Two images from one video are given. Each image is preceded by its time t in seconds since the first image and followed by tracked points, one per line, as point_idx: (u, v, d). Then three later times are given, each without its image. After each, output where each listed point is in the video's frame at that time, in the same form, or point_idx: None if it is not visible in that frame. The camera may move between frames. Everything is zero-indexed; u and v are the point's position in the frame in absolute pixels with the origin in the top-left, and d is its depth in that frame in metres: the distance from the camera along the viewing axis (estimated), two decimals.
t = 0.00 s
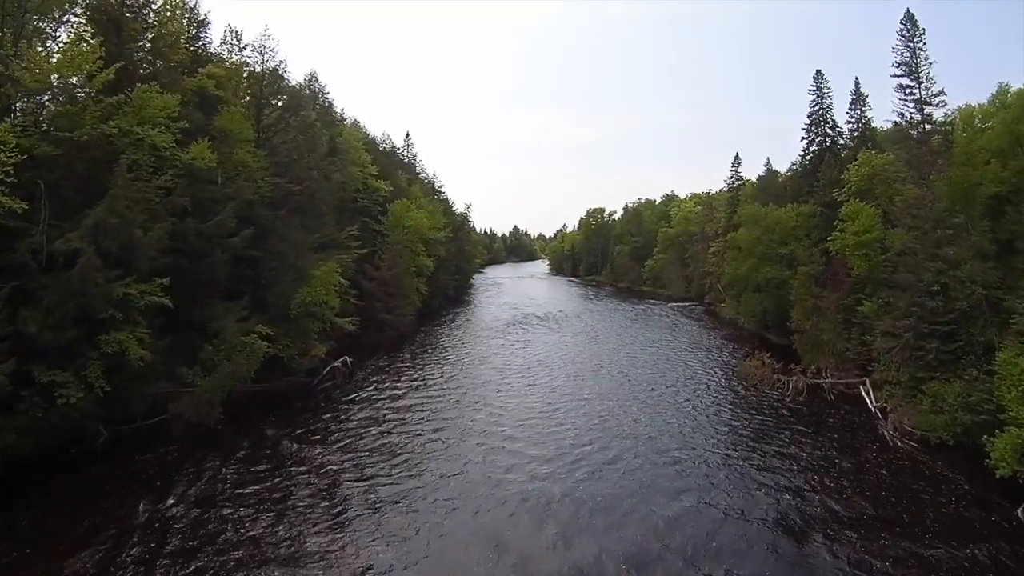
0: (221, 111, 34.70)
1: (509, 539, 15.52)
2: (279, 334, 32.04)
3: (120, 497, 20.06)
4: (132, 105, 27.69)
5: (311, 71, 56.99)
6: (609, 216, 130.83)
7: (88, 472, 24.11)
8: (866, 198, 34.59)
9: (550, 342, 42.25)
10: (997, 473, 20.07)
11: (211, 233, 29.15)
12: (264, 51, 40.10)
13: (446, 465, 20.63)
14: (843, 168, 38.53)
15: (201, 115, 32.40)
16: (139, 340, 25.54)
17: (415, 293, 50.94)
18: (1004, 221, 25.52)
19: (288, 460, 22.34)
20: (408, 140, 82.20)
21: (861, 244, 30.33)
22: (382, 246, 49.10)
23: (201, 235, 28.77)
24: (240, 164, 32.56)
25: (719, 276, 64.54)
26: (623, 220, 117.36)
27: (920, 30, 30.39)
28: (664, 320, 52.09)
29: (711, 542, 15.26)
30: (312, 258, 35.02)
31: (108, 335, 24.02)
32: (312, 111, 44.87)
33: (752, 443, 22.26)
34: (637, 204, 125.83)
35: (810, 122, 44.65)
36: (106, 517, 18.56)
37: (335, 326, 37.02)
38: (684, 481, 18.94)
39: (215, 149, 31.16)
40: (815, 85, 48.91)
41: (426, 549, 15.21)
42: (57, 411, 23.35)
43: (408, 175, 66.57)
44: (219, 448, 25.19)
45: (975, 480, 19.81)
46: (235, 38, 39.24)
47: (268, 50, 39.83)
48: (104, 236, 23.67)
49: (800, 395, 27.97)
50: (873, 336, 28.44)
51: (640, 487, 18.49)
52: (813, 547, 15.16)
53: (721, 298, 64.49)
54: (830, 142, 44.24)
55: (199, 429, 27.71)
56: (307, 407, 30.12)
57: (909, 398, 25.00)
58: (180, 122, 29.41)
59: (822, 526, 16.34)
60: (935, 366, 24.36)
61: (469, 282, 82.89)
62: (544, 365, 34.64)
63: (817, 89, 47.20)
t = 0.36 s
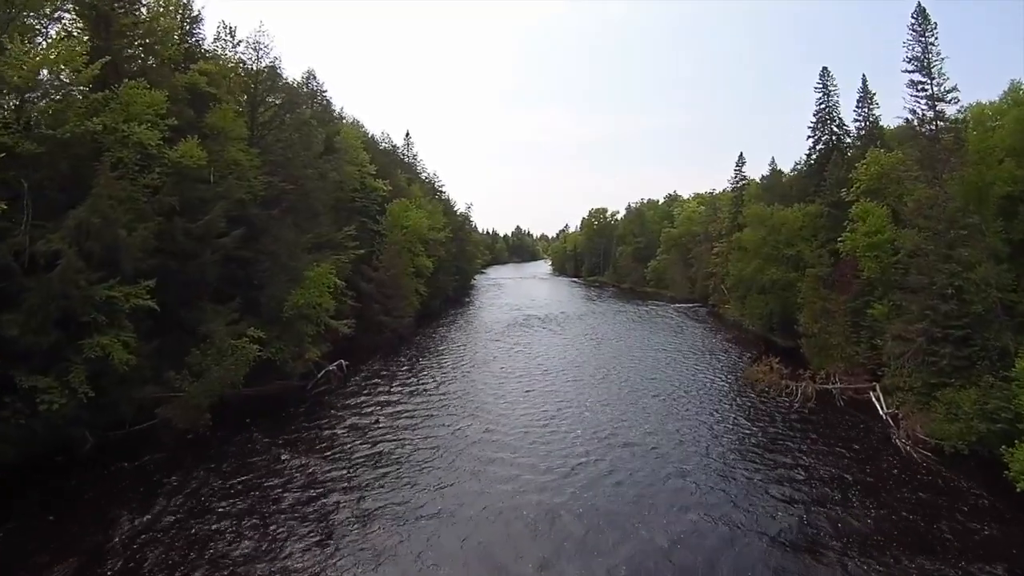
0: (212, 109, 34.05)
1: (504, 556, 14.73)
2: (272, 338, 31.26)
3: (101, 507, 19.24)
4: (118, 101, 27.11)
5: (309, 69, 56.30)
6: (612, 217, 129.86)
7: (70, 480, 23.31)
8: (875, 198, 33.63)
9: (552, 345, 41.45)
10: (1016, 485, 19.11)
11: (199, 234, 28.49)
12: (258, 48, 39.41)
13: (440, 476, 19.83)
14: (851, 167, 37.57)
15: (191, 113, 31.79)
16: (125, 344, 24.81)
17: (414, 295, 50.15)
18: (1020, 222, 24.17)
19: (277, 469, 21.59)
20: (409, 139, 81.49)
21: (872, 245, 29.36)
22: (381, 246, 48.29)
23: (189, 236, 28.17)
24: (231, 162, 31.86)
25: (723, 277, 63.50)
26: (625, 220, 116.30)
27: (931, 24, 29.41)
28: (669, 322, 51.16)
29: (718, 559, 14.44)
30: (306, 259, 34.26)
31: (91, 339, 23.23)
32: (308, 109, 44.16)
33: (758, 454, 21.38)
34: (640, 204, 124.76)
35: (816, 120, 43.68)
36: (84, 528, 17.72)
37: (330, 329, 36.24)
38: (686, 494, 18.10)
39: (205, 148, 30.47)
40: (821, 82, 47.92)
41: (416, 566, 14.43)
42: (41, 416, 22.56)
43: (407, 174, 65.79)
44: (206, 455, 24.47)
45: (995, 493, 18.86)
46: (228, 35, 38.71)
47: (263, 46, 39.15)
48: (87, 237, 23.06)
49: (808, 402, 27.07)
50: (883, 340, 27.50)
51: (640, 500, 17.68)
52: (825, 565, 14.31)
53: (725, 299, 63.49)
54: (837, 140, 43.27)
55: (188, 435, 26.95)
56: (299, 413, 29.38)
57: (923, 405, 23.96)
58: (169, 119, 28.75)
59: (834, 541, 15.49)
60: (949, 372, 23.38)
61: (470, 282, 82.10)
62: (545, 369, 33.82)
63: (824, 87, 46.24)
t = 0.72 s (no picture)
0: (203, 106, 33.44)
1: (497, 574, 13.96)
2: (263, 341, 30.54)
3: (79, 517, 18.51)
4: (103, 98, 26.57)
5: (306, 67, 55.66)
6: (614, 216, 128.90)
7: (52, 488, 22.65)
8: (884, 196, 32.70)
9: (553, 348, 40.58)
10: None
11: (187, 235, 27.94)
12: (252, 44, 38.84)
13: (432, 488, 19.01)
14: (859, 164, 36.65)
15: (180, 110, 31.25)
16: (109, 348, 24.11)
17: (412, 296, 49.36)
18: None
19: (264, 478, 20.87)
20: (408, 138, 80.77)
21: (883, 246, 28.40)
22: (379, 247, 47.54)
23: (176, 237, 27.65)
24: (223, 161, 31.26)
25: (726, 278, 62.56)
26: (628, 219, 115.35)
27: (943, 16, 28.46)
28: (673, 324, 50.21)
29: None
30: (299, 260, 33.52)
31: (72, 343, 22.56)
32: (303, 108, 43.46)
33: (764, 465, 20.50)
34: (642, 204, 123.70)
35: (822, 117, 42.73)
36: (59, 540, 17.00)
37: (324, 331, 35.46)
38: (688, 508, 17.25)
39: (194, 146, 29.84)
40: (827, 79, 46.90)
41: None
42: (21, 423, 21.88)
43: (407, 174, 65.04)
44: (190, 463, 23.75)
45: (1014, 507, 17.96)
46: (221, 31, 38.59)
47: (256, 43, 38.59)
48: (67, 239, 22.43)
49: (814, 408, 26.21)
50: (894, 344, 26.59)
51: (639, 514, 16.84)
52: None
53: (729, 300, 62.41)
54: (843, 138, 42.33)
55: (175, 441, 26.26)
56: (288, 418, 28.62)
57: (935, 411, 23.01)
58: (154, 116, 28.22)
59: (846, 559, 14.67)
60: (962, 377, 22.48)
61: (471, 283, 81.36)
62: (546, 374, 32.95)
63: (829, 84, 45.30)
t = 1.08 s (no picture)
0: (190, 104, 32.78)
1: None
2: (251, 345, 29.77)
3: (49, 530, 17.73)
4: (84, 94, 25.90)
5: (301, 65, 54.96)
6: (616, 216, 127.81)
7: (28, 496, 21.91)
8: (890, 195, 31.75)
9: (552, 352, 39.59)
10: None
11: (171, 235, 27.46)
12: (242, 41, 38.18)
13: (419, 502, 18.06)
14: (865, 162, 35.70)
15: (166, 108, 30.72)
16: (89, 353, 23.35)
17: (408, 297, 48.46)
18: None
19: (245, 490, 20.02)
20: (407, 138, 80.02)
21: (892, 246, 27.44)
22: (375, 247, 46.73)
23: (159, 238, 27.13)
24: (210, 160, 30.71)
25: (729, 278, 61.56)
26: (629, 219, 114.37)
27: (952, 8, 27.51)
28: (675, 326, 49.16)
29: None
30: (288, 260, 32.71)
31: (49, 348, 21.77)
32: (296, 106, 42.76)
33: (769, 476, 19.49)
34: (644, 204, 122.67)
35: (826, 114, 41.74)
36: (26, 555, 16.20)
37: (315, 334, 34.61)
38: (688, 524, 16.29)
39: (179, 144, 29.15)
40: (831, 75, 45.87)
41: None
42: None
43: (404, 173, 64.25)
44: (171, 471, 23.00)
45: None
46: (211, 28, 37.86)
47: (246, 40, 37.93)
48: (43, 240, 21.70)
49: (823, 415, 25.12)
50: (902, 347, 25.65)
51: (634, 532, 15.88)
52: None
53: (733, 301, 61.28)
54: (848, 135, 41.34)
55: (158, 448, 25.50)
56: (275, 425, 27.77)
57: (946, 418, 22.01)
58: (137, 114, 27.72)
59: None
60: (975, 383, 21.53)
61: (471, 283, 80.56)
62: (544, 380, 31.98)
63: (834, 80, 44.26)
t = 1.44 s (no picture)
0: (177, 102, 32.09)
1: None
2: (238, 348, 28.98)
3: (18, 543, 16.90)
4: (63, 91, 25.19)
5: (296, 63, 54.20)
6: (617, 216, 126.80)
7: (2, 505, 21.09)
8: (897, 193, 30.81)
9: (549, 355, 38.72)
10: None
11: (153, 236, 26.84)
12: (231, 38, 37.48)
13: (404, 515, 17.25)
14: (870, 160, 34.78)
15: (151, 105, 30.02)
16: (67, 357, 22.50)
17: (404, 298, 47.61)
18: None
19: (225, 500, 19.26)
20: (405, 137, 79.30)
21: (901, 246, 26.48)
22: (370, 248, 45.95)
23: (141, 238, 26.50)
24: (195, 159, 30.06)
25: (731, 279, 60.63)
26: (630, 219, 113.53)
27: None
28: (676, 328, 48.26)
29: None
30: (277, 261, 31.96)
31: (24, 353, 20.90)
32: (288, 104, 42.01)
33: (771, 489, 18.63)
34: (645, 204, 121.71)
35: (830, 111, 40.81)
36: None
37: (305, 337, 33.80)
38: (687, 541, 15.45)
39: (161, 142, 28.48)
40: (835, 71, 44.91)
41: None
42: None
43: (401, 172, 63.49)
44: (150, 479, 22.23)
45: None
46: (200, 24, 37.15)
47: (235, 37, 37.23)
48: (17, 241, 20.94)
49: (827, 422, 24.23)
50: (911, 351, 24.72)
51: (629, 549, 15.06)
52: None
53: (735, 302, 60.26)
54: (852, 132, 40.39)
55: (139, 456, 24.64)
56: (260, 431, 26.94)
57: (957, 426, 21.02)
58: (118, 111, 27.07)
59: None
60: (988, 389, 20.57)
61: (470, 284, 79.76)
62: (540, 385, 31.12)
63: (837, 76, 43.31)
